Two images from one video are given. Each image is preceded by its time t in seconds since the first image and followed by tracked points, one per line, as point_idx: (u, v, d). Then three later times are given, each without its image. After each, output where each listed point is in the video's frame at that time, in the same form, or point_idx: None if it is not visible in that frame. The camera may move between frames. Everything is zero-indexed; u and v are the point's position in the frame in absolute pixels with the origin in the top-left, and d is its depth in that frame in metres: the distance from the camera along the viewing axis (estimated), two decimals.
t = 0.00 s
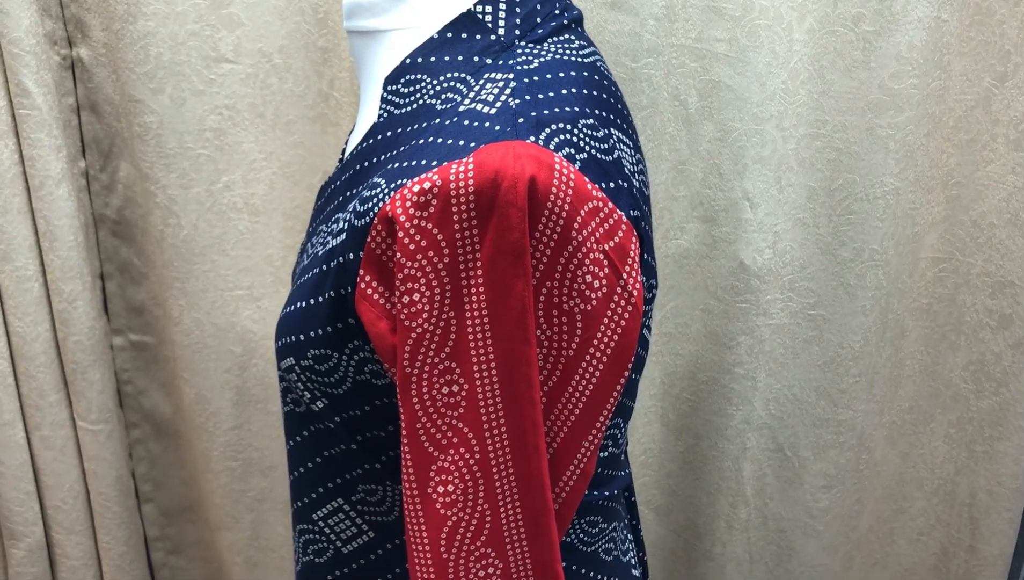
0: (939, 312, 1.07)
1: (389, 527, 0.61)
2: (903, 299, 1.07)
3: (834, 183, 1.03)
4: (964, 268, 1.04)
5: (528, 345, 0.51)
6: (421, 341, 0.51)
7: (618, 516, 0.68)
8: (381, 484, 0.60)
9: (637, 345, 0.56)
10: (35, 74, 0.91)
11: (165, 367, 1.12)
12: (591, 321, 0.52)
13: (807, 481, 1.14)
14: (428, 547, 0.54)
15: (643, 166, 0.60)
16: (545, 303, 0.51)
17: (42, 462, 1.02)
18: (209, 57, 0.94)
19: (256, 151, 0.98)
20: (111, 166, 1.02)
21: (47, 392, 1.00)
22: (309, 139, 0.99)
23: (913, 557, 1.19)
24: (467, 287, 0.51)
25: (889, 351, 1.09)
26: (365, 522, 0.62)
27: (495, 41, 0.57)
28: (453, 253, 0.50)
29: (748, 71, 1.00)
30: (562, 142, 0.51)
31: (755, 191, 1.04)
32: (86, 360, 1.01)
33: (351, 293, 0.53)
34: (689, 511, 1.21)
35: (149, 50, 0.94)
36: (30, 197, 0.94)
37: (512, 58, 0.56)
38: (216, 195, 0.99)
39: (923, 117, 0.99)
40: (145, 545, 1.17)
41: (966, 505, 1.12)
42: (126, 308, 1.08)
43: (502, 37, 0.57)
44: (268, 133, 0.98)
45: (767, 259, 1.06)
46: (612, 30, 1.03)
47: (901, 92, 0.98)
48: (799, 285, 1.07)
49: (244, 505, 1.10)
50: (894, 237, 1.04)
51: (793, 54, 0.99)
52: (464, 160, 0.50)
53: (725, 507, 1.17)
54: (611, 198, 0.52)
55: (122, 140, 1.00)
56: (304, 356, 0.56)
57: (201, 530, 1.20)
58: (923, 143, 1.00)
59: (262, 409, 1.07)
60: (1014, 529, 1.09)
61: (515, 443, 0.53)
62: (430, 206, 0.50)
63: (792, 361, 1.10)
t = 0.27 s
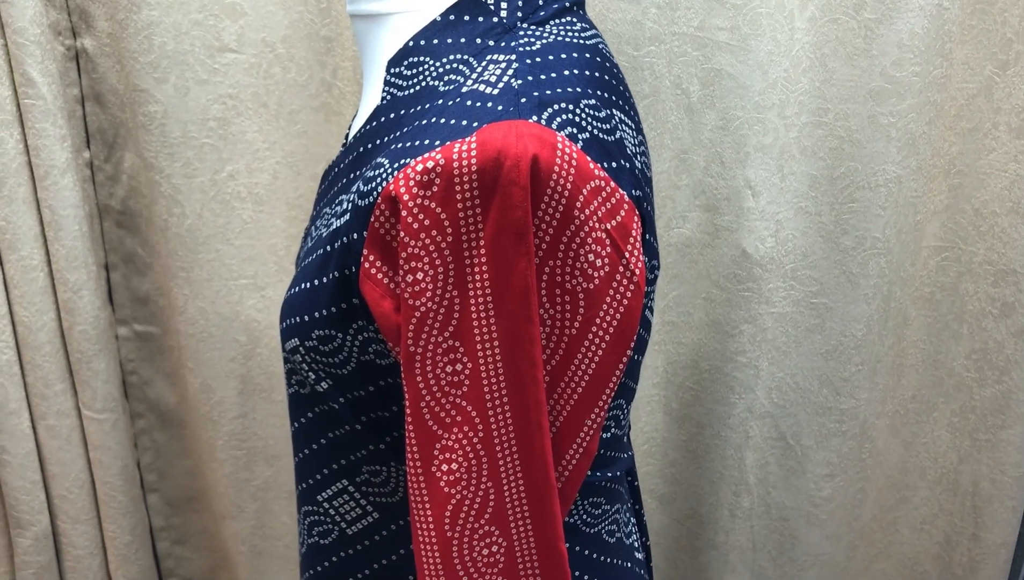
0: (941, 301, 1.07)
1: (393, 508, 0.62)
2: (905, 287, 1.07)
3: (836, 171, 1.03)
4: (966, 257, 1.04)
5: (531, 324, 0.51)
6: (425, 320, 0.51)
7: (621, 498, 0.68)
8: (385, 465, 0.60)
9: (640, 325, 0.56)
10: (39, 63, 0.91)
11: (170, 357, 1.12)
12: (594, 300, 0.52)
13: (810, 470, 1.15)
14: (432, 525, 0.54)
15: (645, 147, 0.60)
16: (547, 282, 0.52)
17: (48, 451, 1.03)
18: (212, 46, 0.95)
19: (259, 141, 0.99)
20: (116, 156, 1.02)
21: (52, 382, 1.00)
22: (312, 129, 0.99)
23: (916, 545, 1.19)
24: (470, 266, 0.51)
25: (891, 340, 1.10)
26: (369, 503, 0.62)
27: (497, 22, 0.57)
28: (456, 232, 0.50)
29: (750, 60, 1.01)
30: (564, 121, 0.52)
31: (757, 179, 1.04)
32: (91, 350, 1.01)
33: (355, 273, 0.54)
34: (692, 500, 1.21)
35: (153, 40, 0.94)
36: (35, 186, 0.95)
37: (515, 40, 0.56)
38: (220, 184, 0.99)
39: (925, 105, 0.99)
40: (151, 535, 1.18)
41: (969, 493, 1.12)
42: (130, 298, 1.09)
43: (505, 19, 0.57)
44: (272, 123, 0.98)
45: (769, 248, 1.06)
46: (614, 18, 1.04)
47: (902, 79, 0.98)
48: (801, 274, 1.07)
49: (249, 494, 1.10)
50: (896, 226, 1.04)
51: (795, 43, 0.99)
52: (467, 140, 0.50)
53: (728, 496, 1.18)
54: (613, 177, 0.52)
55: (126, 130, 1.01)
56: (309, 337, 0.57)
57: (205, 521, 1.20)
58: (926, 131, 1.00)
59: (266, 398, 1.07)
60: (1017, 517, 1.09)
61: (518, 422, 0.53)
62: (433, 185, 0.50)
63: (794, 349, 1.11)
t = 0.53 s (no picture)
0: (943, 294, 1.07)
1: (399, 496, 0.62)
2: (908, 280, 1.08)
3: (837, 165, 1.03)
4: (968, 250, 1.04)
5: (536, 310, 0.51)
6: (430, 306, 0.52)
7: (624, 487, 0.68)
8: (391, 452, 0.61)
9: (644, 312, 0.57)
10: (46, 58, 0.92)
11: (175, 352, 1.13)
12: (598, 286, 0.52)
13: (813, 463, 1.15)
14: (438, 510, 0.55)
15: (648, 136, 0.61)
16: (552, 268, 0.52)
17: (54, 444, 1.03)
18: (217, 41, 0.95)
19: (264, 135, 0.99)
20: (121, 151, 1.02)
21: (58, 375, 1.01)
22: (316, 123, 1.00)
23: (919, 539, 1.19)
24: (475, 252, 0.51)
25: (893, 333, 1.10)
26: (375, 491, 0.62)
27: (501, 12, 0.57)
28: (461, 218, 0.51)
29: (752, 53, 1.01)
30: (568, 109, 0.52)
31: (759, 173, 1.05)
32: (97, 344, 1.02)
33: (361, 260, 0.54)
34: (696, 494, 1.21)
35: (158, 34, 0.95)
36: (42, 181, 0.95)
37: (518, 29, 0.56)
38: (225, 178, 1.00)
39: (927, 98, 0.99)
40: (156, 529, 1.19)
41: (971, 486, 1.13)
42: (136, 293, 1.09)
43: (508, 9, 0.57)
44: (277, 117, 0.99)
45: (772, 241, 1.07)
46: (617, 12, 1.04)
47: (905, 72, 0.98)
48: (803, 267, 1.08)
49: (254, 487, 1.11)
50: (898, 219, 1.04)
51: (797, 36, 1.00)
52: (472, 127, 0.51)
53: (731, 489, 1.18)
54: (617, 164, 0.53)
55: (131, 125, 1.01)
56: (315, 324, 0.57)
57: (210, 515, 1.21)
58: (928, 124, 1.00)
59: (272, 391, 1.08)
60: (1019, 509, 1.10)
61: (523, 408, 0.54)
62: (438, 172, 0.51)
63: (797, 342, 1.11)
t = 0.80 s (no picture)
0: (944, 293, 1.08)
1: (406, 486, 0.63)
2: (909, 278, 1.09)
3: (839, 163, 1.04)
4: (969, 249, 1.05)
5: (543, 301, 0.52)
6: (438, 295, 0.52)
7: (628, 479, 0.69)
8: (398, 443, 0.61)
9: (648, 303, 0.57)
10: (54, 56, 0.92)
11: (181, 348, 1.14)
12: (603, 277, 0.53)
13: (814, 460, 1.16)
14: (444, 499, 0.55)
15: (652, 129, 0.62)
16: (558, 258, 0.53)
17: (60, 440, 1.04)
18: (224, 39, 0.96)
19: (270, 133, 1.00)
20: (128, 149, 1.03)
21: (65, 371, 1.02)
22: (322, 121, 1.01)
23: (920, 537, 1.20)
24: (482, 242, 0.52)
25: (894, 331, 1.11)
26: (382, 481, 0.63)
27: (508, 7, 0.58)
28: (469, 209, 0.51)
29: (754, 52, 1.02)
30: (574, 101, 0.53)
31: (762, 171, 1.05)
32: (103, 340, 1.03)
33: (369, 250, 0.55)
34: (698, 491, 1.22)
35: (165, 32, 0.95)
36: (49, 177, 0.96)
37: (525, 24, 0.57)
38: (231, 175, 1.01)
39: (928, 97, 1.00)
40: (161, 526, 1.20)
41: (972, 484, 1.13)
42: (141, 290, 1.10)
43: (515, 4, 0.58)
44: (282, 115, 1.00)
45: (774, 239, 1.07)
46: (620, 10, 1.05)
47: (906, 71, 0.99)
48: (805, 265, 1.08)
49: (259, 483, 1.11)
50: (900, 217, 1.05)
51: (799, 35, 1.00)
52: (479, 119, 0.51)
53: (733, 486, 1.18)
54: (622, 156, 0.53)
55: (138, 122, 1.02)
56: (323, 315, 0.58)
57: (215, 512, 1.22)
58: (929, 123, 1.01)
59: (277, 387, 1.08)
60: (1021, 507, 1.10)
61: (529, 397, 0.54)
62: (446, 163, 0.51)
63: (799, 340, 1.12)
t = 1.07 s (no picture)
0: (941, 291, 1.09)
1: (409, 470, 0.64)
2: (907, 276, 1.10)
3: (839, 160, 1.05)
4: (967, 247, 1.05)
5: (548, 284, 0.53)
6: (444, 279, 0.53)
7: (629, 466, 0.70)
8: (402, 427, 0.62)
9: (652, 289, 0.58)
10: (60, 46, 0.93)
11: (183, 340, 1.14)
12: (608, 262, 0.54)
13: (813, 456, 1.16)
14: (448, 480, 0.56)
15: (656, 118, 0.62)
16: (563, 243, 0.53)
17: (62, 430, 1.04)
18: (229, 31, 0.97)
19: (273, 125, 1.01)
20: (132, 140, 1.04)
21: (67, 361, 1.02)
22: (324, 114, 1.01)
23: (917, 535, 1.21)
24: (489, 226, 0.53)
25: (892, 329, 1.12)
26: (386, 465, 0.64)
27: None
28: (476, 193, 0.52)
29: (755, 49, 1.03)
30: (580, 88, 0.54)
31: (762, 167, 1.06)
32: (106, 330, 1.03)
33: (376, 234, 0.55)
34: (697, 487, 1.22)
35: (171, 24, 0.96)
36: (54, 167, 0.97)
37: (531, 12, 0.58)
38: (234, 167, 1.01)
39: (927, 96, 1.01)
40: (161, 518, 1.20)
41: (969, 482, 1.14)
42: (143, 281, 1.10)
43: None
44: (286, 108, 1.00)
45: (773, 235, 1.08)
46: (623, 6, 1.05)
47: (905, 69, 1.00)
48: (804, 261, 1.09)
49: (259, 475, 1.12)
50: (899, 214, 1.06)
51: (799, 33, 1.01)
52: (487, 103, 0.52)
53: (732, 482, 1.19)
54: (627, 142, 0.54)
55: (142, 114, 1.02)
56: (330, 299, 0.58)
57: (214, 504, 1.23)
58: (927, 121, 1.02)
59: (278, 379, 1.09)
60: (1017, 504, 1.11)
61: (533, 380, 0.55)
62: (453, 147, 0.52)
63: (797, 336, 1.12)
